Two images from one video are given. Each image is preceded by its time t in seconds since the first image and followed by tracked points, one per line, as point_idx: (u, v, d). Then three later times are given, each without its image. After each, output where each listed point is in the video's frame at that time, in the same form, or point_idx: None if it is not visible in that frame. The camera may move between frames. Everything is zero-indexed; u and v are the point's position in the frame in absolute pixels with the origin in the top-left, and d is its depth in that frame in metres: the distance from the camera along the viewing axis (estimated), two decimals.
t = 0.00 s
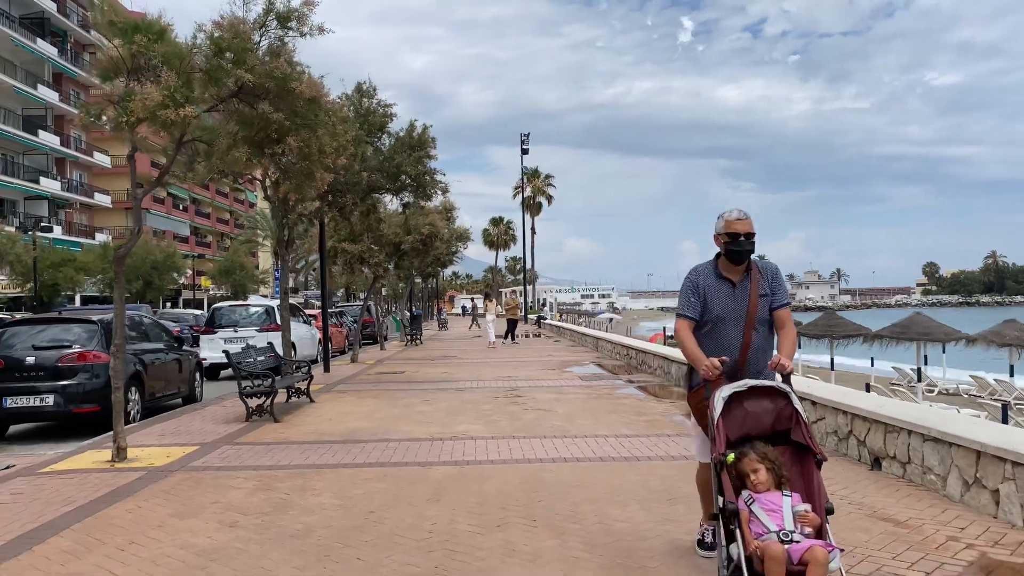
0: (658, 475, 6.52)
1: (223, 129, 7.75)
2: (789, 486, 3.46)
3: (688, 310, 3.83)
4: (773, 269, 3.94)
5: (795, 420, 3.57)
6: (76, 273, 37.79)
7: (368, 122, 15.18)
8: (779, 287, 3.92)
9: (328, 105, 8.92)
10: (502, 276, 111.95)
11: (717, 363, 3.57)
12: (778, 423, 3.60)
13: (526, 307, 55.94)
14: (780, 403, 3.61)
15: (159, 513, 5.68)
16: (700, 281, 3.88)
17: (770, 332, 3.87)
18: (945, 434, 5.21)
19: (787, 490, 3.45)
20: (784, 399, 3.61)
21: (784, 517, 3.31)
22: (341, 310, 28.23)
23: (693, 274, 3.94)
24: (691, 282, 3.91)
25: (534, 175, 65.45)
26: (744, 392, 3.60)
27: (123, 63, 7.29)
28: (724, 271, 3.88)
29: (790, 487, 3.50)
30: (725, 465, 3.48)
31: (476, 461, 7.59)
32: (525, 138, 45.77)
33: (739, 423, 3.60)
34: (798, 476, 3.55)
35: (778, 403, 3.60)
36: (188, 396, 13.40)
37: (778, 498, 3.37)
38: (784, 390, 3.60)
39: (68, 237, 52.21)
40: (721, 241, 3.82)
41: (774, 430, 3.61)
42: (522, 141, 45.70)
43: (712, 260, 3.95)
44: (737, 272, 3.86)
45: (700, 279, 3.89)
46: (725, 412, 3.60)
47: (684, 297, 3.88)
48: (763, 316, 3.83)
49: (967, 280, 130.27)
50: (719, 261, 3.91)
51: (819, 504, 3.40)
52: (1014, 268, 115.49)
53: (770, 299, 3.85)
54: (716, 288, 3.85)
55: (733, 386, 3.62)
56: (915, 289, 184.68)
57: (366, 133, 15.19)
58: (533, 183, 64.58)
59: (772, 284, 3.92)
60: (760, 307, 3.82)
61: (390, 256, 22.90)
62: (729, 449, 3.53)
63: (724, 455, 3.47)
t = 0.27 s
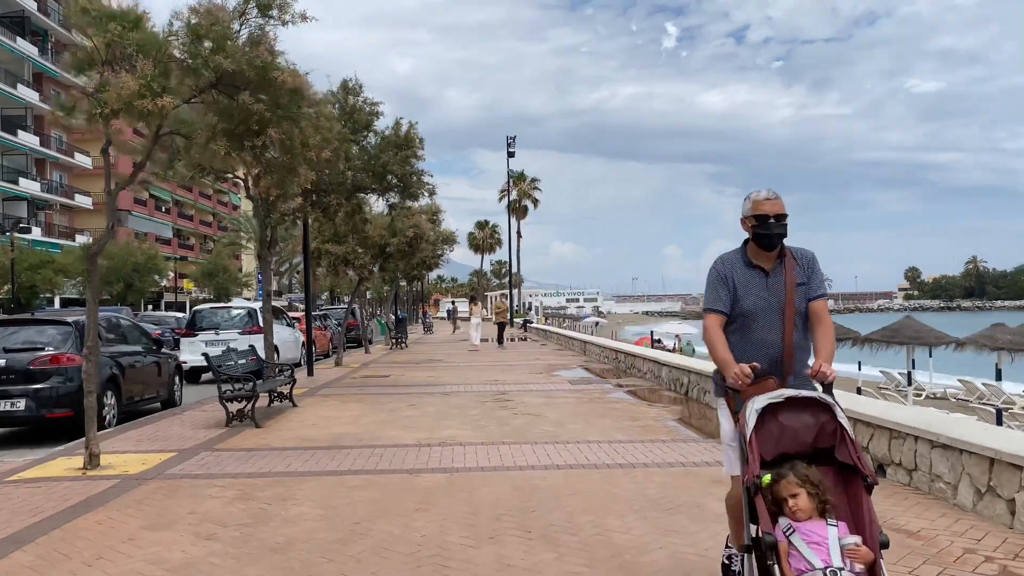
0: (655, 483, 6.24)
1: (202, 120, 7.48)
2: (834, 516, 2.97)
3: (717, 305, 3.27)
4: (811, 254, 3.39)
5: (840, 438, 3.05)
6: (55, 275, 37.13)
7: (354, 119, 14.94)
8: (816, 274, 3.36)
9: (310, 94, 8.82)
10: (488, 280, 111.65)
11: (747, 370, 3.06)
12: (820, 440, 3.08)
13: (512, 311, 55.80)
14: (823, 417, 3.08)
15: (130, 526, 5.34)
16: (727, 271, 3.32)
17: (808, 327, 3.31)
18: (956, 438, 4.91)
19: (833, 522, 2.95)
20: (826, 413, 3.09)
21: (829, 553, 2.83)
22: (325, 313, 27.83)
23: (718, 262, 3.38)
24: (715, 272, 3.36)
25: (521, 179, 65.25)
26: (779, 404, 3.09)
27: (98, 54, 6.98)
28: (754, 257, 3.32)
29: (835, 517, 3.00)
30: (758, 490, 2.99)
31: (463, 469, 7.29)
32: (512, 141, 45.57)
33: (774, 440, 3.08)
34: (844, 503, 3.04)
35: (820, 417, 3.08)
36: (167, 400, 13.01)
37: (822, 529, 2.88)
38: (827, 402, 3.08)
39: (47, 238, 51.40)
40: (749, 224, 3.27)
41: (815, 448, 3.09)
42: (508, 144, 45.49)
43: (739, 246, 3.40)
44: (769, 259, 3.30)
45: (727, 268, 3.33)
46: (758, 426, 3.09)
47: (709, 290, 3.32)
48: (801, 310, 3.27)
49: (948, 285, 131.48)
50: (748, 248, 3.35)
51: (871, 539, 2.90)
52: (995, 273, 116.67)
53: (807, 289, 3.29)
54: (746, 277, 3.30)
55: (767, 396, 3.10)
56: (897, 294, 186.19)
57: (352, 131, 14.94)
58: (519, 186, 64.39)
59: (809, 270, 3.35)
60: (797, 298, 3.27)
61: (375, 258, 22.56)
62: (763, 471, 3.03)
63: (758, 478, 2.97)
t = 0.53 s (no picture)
0: (641, 502, 6.00)
1: (166, 121, 7.29)
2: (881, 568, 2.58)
3: (736, 325, 3.00)
4: (834, 266, 3.14)
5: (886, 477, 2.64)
6: (19, 282, 36.15)
7: (327, 122, 14.64)
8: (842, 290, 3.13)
9: (282, 95, 8.50)
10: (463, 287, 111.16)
11: (776, 395, 2.73)
12: (863, 479, 2.67)
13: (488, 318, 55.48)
14: (867, 451, 2.66)
15: (84, 552, 5.00)
16: (748, 286, 3.05)
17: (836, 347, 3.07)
18: (950, 453, 4.71)
19: None
20: (870, 447, 2.66)
21: None
22: (297, 320, 27.31)
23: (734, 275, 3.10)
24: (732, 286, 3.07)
25: (496, 186, 65.01)
26: (814, 436, 2.68)
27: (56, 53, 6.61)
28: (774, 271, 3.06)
29: (882, 567, 2.62)
30: (795, 541, 2.60)
31: (441, 487, 6.99)
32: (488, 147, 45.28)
33: (811, 478, 2.67)
34: (892, 551, 2.65)
35: (865, 452, 2.66)
36: (131, 412, 12.55)
37: None
38: (871, 433, 2.67)
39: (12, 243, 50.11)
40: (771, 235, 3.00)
41: (858, 488, 2.68)
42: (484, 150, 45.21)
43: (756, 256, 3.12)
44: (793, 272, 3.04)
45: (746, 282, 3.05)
46: (793, 462, 2.68)
47: (726, 307, 3.04)
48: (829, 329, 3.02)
49: (917, 292, 133.30)
50: (770, 260, 3.08)
51: None
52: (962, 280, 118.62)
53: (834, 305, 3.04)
54: (768, 293, 3.03)
55: (801, 428, 2.70)
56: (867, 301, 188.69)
57: (326, 135, 14.64)
58: (495, 193, 64.13)
59: (834, 285, 3.12)
60: (825, 316, 3.01)
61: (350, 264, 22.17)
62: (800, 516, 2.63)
63: (796, 525, 2.57)
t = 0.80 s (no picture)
0: (621, 514, 5.80)
1: (121, 119, 6.93)
2: None
3: (751, 330, 2.66)
4: (865, 259, 2.81)
5: (949, 510, 2.32)
6: None
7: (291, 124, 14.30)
8: (878, 285, 2.80)
9: (246, 91, 8.21)
10: (428, 293, 110.49)
11: (815, 414, 2.46)
12: (920, 514, 2.35)
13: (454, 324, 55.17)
14: (924, 481, 2.36)
15: None
16: (768, 284, 2.71)
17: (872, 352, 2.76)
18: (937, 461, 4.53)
19: None
20: (928, 477, 2.36)
21: None
22: (259, 327, 26.73)
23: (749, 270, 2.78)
24: (745, 283, 2.75)
25: (462, 191, 64.75)
26: (860, 464, 2.40)
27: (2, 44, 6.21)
28: (797, 266, 2.73)
29: None
30: None
31: (411, 501, 6.71)
32: (453, 153, 45.01)
33: (860, 513, 2.36)
34: None
35: (921, 481, 2.35)
36: (85, 424, 12.02)
37: None
38: (927, 458, 2.37)
39: None
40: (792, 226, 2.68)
41: (915, 525, 2.36)
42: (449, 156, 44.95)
43: (774, 248, 2.81)
44: (818, 267, 2.71)
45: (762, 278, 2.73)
46: (837, 493, 2.38)
47: (744, 308, 2.70)
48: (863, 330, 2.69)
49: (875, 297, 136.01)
50: (792, 253, 2.74)
51: None
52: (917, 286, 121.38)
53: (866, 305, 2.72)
54: (792, 291, 2.69)
55: (846, 455, 2.40)
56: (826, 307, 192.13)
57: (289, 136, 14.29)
58: (461, 199, 63.87)
59: (867, 280, 2.79)
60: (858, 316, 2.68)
61: (313, 270, 21.73)
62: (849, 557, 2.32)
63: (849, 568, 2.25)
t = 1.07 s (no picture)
0: (591, 528, 5.64)
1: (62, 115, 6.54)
2: None
3: (787, 337, 2.43)
4: (903, 258, 2.61)
5: None
6: None
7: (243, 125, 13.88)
8: (917, 286, 2.61)
9: (197, 89, 7.86)
10: (382, 299, 109.40)
11: (875, 440, 2.17)
12: (1010, 560, 2.06)
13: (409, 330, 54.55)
14: (1010, 522, 2.07)
15: None
16: (806, 287, 2.48)
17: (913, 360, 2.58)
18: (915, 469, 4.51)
19: None
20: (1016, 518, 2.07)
21: None
22: (208, 335, 25.97)
23: (780, 269, 2.54)
24: (777, 284, 2.51)
25: (416, 196, 64.19)
26: (937, 506, 2.13)
27: None
28: (833, 264, 2.51)
29: None
30: None
31: (372, 516, 6.46)
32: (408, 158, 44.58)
33: (942, 560, 2.07)
34: None
35: (1007, 522, 2.07)
36: (22, 438, 11.40)
37: None
38: (1013, 496, 2.09)
39: None
40: (831, 218, 2.45)
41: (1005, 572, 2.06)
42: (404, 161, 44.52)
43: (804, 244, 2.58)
44: (858, 267, 2.50)
45: (796, 280, 2.49)
46: (913, 538, 2.11)
47: (778, 312, 2.47)
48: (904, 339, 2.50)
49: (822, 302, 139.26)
50: (830, 250, 2.52)
51: None
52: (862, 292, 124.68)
53: (908, 310, 2.53)
54: (831, 295, 2.47)
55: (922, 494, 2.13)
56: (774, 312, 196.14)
57: (241, 138, 13.97)
58: (415, 205, 63.35)
59: (909, 281, 2.59)
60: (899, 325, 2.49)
61: (266, 275, 21.18)
62: None
63: None
